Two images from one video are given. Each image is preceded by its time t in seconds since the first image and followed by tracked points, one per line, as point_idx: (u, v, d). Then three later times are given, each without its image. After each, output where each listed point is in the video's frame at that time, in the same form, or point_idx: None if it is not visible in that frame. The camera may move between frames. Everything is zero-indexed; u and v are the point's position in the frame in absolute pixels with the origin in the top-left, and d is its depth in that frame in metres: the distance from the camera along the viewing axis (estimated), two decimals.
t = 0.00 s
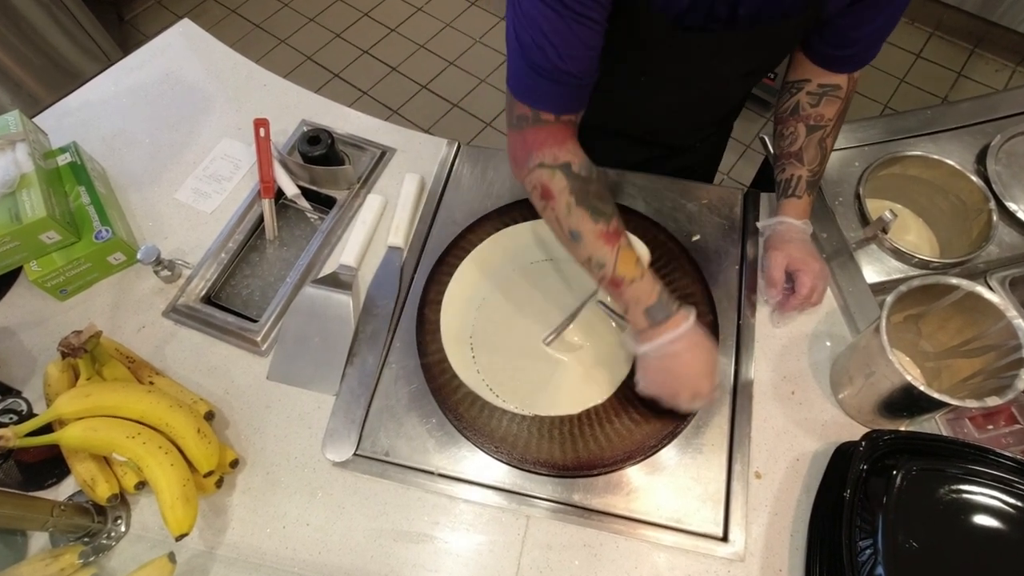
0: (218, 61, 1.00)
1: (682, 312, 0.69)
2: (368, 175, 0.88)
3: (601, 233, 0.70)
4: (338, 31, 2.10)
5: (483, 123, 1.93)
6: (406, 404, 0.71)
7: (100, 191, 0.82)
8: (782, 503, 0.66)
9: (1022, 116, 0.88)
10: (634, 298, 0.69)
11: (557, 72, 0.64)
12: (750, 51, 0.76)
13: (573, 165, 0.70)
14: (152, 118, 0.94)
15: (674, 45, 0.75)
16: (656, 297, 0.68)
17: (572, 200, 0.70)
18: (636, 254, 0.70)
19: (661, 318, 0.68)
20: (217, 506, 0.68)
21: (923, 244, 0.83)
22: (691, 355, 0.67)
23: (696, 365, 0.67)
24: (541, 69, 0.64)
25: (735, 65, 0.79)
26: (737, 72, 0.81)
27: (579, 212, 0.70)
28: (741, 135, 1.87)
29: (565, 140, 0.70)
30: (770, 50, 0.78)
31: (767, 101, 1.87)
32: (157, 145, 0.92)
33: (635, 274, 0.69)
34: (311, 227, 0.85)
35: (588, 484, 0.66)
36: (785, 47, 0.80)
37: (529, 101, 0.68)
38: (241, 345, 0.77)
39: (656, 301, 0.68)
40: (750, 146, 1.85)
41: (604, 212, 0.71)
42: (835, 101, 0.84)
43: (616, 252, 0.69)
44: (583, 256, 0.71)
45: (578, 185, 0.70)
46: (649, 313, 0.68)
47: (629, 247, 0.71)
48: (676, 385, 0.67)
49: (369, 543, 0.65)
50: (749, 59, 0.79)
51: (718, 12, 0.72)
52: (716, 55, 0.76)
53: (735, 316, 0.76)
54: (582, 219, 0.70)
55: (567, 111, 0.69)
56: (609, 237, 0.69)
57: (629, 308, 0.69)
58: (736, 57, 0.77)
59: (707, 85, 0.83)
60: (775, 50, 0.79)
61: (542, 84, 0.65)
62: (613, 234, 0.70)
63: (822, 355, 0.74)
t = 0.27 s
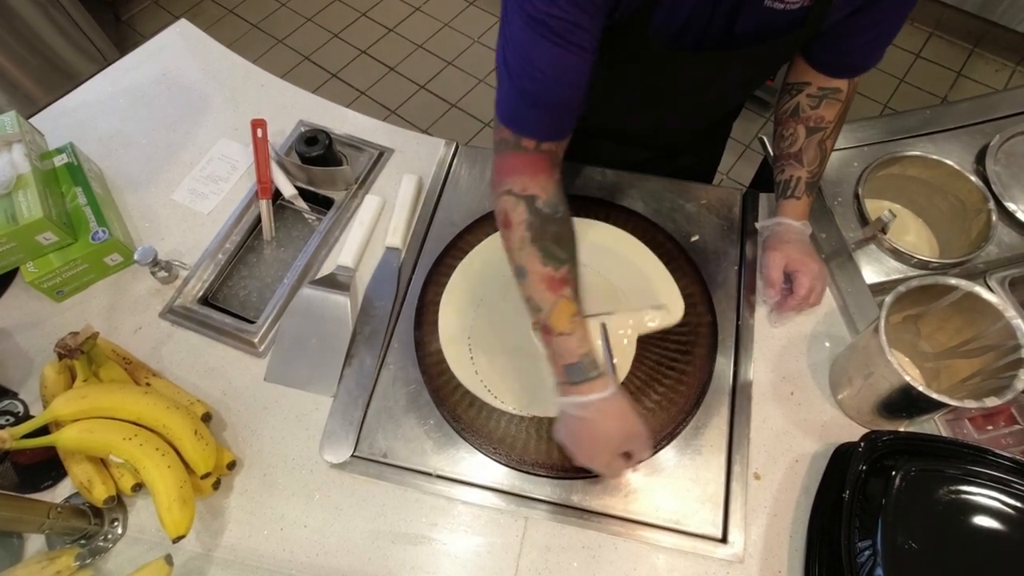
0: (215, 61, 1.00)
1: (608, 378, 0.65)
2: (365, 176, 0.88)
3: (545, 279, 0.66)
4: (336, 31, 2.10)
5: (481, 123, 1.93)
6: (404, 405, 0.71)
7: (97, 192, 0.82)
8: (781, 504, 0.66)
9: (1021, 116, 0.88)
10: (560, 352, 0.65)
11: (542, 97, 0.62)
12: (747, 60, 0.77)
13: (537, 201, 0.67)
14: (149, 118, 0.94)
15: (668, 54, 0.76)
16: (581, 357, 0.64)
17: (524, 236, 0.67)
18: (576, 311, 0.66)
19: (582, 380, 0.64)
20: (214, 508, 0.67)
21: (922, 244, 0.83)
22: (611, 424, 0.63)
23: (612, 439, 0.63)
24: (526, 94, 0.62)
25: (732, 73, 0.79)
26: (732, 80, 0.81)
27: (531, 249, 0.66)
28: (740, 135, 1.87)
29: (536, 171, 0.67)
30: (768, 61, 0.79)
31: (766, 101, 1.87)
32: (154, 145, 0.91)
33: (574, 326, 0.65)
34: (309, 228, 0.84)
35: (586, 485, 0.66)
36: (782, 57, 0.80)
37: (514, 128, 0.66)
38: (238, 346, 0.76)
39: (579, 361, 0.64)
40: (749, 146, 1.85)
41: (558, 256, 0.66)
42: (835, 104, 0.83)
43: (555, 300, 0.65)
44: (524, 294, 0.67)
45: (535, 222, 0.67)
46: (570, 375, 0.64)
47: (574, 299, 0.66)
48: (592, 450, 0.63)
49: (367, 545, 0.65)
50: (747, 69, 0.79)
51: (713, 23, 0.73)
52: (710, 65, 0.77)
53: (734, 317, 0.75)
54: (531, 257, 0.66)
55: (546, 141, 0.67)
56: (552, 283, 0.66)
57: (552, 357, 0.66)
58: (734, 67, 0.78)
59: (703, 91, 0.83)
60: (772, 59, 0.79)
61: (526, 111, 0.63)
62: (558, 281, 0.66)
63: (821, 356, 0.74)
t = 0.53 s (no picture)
0: (213, 60, 1.00)
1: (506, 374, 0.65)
2: (363, 176, 0.88)
3: (470, 273, 0.67)
4: (334, 31, 2.09)
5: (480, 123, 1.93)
6: (402, 406, 0.71)
7: (94, 191, 0.81)
8: (780, 506, 0.66)
9: (1021, 117, 0.88)
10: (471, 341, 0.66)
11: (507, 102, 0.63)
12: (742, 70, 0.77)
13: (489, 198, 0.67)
14: (146, 118, 0.94)
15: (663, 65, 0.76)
16: (486, 352, 0.65)
17: (456, 228, 0.68)
18: (493, 306, 0.66)
19: (480, 373, 0.64)
20: (211, 509, 0.67)
21: (922, 246, 0.83)
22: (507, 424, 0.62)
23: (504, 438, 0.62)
24: (491, 98, 0.63)
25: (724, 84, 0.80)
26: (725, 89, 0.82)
27: (459, 240, 0.68)
28: (739, 136, 1.87)
29: (487, 171, 0.67)
30: (763, 68, 0.79)
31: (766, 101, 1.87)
32: (151, 145, 0.91)
33: (485, 319, 0.66)
34: (307, 228, 0.84)
35: (585, 487, 0.66)
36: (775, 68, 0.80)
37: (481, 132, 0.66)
38: (235, 347, 0.76)
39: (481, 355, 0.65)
40: (749, 147, 1.85)
41: (488, 252, 0.67)
42: (835, 106, 0.83)
43: (472, 291, 0.67)
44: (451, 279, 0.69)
45: (469, 216, 0.67)
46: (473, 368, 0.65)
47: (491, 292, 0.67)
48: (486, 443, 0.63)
49: (365, 546, 0.65)
50: (740, 77, 0.79)
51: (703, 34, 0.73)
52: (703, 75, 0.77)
53: (734, 318, 0.75)
54: (459, 247, 0.67)
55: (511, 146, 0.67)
56: (474, 275, 0.67)
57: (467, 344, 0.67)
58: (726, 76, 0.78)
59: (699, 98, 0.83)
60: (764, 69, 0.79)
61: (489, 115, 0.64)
62: (481, 275, 0.67)
63: (820, 357, 0.73)
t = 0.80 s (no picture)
0: (210, 56, 0.99)
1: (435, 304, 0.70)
2: (362, 173, 0.87)
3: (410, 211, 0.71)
4: (333, 27, 2.09)
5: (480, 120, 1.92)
6: (401, 405, 0.70)
7: (91, 188, 0.81)
8: (782, 506, 0.65)
9: None
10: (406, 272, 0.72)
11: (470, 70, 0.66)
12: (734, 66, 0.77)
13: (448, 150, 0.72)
14: (143, 114, 0.93)
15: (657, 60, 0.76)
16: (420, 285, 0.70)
17: (405, 170, 0.72)
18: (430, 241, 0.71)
19: (410, 298, 0.70)
20: (208, 509, 0.67)
21: (925, 244, 0.82)
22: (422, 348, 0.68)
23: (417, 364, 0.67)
24: (455, 63, 0.67)
25: (718, 80, 0.80)
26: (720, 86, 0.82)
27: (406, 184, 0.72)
28: (741, 134, 1.86)
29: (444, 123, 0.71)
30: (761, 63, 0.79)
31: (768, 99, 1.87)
32: (148, 142, 0.90)
33: (418, 254, 0.71)
34: (305, 226, 0.84)
35: (585, 486, 0.66)
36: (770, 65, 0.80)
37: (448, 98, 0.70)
38: (233, 345, 0.75)
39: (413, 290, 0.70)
40: (750, 144, 1.84)
41: (429, 193, 0.71)
42: (837, 103, 0.82)
43: (410, 229, 0.71)
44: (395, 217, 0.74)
45: (417, 160, 0.71)
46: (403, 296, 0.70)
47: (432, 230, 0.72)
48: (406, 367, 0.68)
49: (363, 546, 0.64)
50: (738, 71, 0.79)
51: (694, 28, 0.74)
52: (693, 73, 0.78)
53: (735, 316, 0.75)
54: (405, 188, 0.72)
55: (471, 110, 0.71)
56: (415, 215, 0.71)
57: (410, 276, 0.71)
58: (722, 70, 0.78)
59: (694, 97, 0.83)
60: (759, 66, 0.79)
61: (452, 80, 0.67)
62: (422, 216, 0.71)
63: (822, 357, 0.73)
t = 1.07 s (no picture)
0: (209, 50, 0.98)
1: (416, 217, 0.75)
2: (362, 169, 0.86)
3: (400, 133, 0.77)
4: (333, 22, 2.08)
5: (481, 116, 1.91)
6: (401, 402, 0.69)
7: (89, 183, 0.80)
8: (785, 505, 0.65)
9: None
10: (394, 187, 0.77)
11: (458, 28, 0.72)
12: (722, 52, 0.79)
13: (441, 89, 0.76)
14: (141, 109, 0.92)
15: (650, 44, 0.78)
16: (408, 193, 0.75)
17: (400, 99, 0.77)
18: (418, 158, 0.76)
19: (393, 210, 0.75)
20: (207, 506, 0.66)
21: (930, 242, 0.81)
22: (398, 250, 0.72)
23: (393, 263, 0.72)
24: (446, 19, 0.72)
25: (708, 68, 0.82)
26: (712, 76, 0.83)
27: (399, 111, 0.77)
28: (744, 130, 1.86)
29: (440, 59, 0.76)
30: (751, 49, 0.80)
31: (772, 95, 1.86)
32: (146, 136, 0.90)
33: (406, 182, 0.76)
34: (305, 222, 0.83)
35: (586, 485, 0.65)
36: (761, 52, 0.82)
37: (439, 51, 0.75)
38: (232, 342, 0.75)
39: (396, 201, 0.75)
40: (753, 141, 1.83)
41: (417, 116, 0.76)
42: (841, 98, 0.81)
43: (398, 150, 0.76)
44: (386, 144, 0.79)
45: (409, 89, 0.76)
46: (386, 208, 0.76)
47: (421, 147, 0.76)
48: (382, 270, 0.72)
49: (363, 545, 0.64)
50: (728, 56, 0.80)
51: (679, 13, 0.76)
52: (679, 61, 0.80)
53: (738, 314, 0.74)
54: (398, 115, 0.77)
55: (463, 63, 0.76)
56: (404, 137, 0.76)
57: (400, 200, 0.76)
58: (711, 54, 0.79)
59: (686, 86, 0.85)
60: (749, 54, 0.81)
61: (439, 32, 0.73)
62: (410, 137, 0.76)
63: (826, 355, 0.72)
